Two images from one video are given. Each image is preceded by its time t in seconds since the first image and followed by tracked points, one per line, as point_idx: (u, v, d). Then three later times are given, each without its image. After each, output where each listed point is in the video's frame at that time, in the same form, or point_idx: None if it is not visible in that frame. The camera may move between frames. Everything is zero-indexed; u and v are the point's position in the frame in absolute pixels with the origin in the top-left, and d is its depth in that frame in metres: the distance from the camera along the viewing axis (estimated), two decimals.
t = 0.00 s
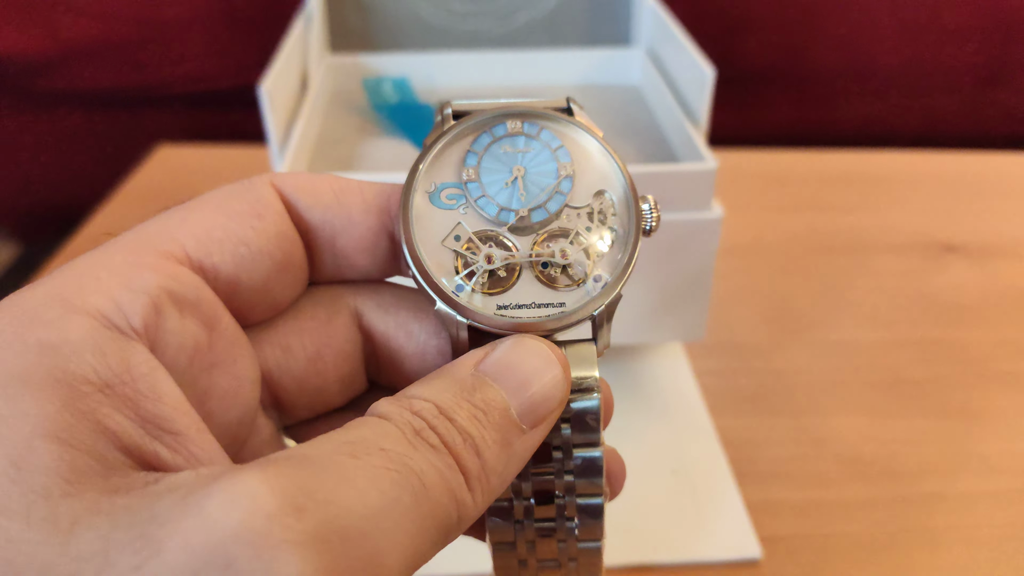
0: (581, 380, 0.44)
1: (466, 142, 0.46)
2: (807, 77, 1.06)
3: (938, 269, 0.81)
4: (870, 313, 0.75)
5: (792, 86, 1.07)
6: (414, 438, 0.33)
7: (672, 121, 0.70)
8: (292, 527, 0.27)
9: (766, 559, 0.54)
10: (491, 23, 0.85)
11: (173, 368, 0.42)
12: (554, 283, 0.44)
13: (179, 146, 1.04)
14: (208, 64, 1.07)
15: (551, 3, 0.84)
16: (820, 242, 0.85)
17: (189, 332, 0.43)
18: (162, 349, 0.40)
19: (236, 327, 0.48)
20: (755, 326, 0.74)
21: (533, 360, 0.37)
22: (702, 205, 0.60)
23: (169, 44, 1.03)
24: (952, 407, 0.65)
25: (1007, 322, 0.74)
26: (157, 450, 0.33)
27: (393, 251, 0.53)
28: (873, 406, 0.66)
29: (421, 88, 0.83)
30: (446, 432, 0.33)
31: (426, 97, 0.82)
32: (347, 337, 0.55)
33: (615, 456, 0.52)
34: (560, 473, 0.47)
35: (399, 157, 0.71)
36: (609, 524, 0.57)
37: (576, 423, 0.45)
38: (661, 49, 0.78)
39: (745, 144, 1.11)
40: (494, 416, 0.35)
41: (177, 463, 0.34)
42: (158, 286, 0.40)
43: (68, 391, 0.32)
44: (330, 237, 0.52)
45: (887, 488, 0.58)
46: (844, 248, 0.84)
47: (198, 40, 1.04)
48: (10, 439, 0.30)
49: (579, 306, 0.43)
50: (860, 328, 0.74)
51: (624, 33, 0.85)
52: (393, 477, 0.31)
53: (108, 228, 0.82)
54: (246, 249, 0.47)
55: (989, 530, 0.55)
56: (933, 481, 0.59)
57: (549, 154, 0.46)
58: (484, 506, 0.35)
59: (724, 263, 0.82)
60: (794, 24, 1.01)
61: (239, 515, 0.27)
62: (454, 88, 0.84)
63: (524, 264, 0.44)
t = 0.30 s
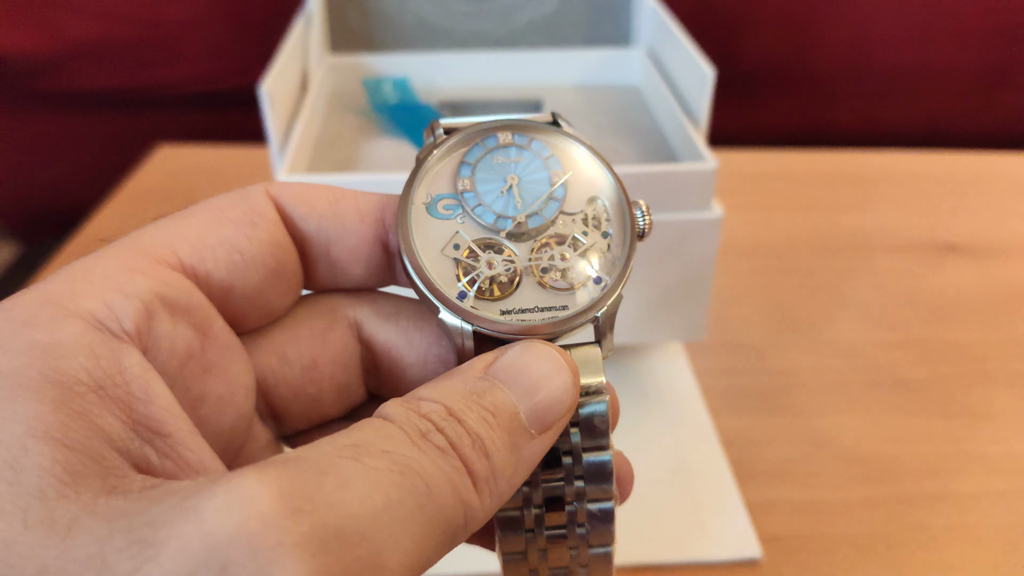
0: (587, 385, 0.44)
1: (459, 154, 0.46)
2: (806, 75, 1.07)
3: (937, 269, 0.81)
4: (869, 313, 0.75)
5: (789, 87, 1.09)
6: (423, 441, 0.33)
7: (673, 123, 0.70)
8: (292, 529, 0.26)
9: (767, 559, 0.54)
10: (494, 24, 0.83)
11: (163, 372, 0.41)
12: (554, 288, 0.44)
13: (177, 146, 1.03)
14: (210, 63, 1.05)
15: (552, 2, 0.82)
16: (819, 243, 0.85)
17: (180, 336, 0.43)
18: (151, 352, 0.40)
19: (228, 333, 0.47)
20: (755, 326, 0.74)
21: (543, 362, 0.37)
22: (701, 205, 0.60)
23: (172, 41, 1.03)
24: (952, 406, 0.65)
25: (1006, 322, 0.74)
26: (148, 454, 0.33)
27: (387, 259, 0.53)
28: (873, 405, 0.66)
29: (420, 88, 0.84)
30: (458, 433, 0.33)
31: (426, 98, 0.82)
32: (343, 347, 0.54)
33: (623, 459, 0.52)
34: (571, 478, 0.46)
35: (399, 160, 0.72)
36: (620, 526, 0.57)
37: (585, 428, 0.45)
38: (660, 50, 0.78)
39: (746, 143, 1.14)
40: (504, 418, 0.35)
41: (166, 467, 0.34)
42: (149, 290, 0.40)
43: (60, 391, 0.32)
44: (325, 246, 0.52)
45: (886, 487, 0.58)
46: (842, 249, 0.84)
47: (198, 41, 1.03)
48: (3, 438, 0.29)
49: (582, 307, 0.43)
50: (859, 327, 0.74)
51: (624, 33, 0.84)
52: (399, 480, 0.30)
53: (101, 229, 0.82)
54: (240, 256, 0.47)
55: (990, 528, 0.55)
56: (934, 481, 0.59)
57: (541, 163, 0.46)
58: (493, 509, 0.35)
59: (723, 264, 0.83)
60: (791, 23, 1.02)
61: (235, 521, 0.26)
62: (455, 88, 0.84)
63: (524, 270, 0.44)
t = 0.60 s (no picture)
0: (602, 388, 0.44)
1: (475, 158, 0.46)
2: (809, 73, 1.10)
3: (935, 270, 0.81)
4: (869, 314, 0.75)
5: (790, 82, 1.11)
6: (429, 445, 0.33)
7: (673, 123, 0.70)
8: (288, 533, 0.26)
9: (767, 559, 0.53)
10: (492, 23, 0.84)
11: (165, 374, 0.41)
12: (569, 289, 0.44)
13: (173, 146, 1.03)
14: (211, 63, 1.06)
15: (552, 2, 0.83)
16: (819, 244, 0.85)
17: (184, 339, 0.42)
18: (153, 354, 0.40)
19: (234, 334, 0.47)
20: (755, 327, 0.75)
21: (555, 367, 0.37)
22: (702, 205, 0.60)
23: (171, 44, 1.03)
24: (952, 405, 0.65)
25: (1005, 322, 0.74)
26: (145, 456, 0.33)
27: (403, 266, 0.54)
28: (873, 404, 0.65)
29: (421, 88, 0.84)
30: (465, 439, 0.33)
31: (425, 97, 0.82)
32: (353, 353, 0.54)
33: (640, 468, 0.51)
34: (586, 485, 0.46)
35: (400, 159, 0.72)
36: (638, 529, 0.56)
37: (600, 433, 0.45)
38: (661, 50, 0.78)
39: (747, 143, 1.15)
40: (512, 423, 0.35)
41: (162, 469, 0.33)
42: (153, 291, 0.40)
43: (59, 391, 0.32)
44: (340, 252, 0.52)
45: (886, 487, 0.58)
46: (842, 249, 0.84)
47: (199, 39, 1.03)
48: None
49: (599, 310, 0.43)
50: (859, 327, 0.74)
51: (624, 34, 0.85)
52: (403, 485, 0.30)
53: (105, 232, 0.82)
54: (248, 261, 0.47)
55: (989, 528, 0.55)
56: (933, 480, 0.58)
57: (557, 167, 0.47)
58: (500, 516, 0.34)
59: (723, 264, 0.83)
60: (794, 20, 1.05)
61: (237, 521, 0.26)
62: (455, 87, 0.84)
63: (539, 272, 0.44)
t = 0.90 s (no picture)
0: (603, 390, 0.43)
1: (481, 162, 0.47)
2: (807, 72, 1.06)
3: (933, 269, 0.80)
4: (867, 314, 0.73)
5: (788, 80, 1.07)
6: (421, 439, 0.32)
7: (673, 123, 0.70)
8: (270, 513, 0.26)
9: (766, 559, 0.52)
10: (493, 23, 0.84)
11: (159, 372, 0.40)
12: (571, 289, 0.43)
13: (173, 145, 1.03)
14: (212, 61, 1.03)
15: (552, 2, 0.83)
16: (817, 243, 0.84)
17: (178, 337, 0.42)
18: (147, 350, 0.39)
19: (231, 335, 0.46)
20: (753, 328, 0.73)
21: (553, 363, 0.36)
22: (701, 205, 0.60)
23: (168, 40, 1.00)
24: (951, 405, 0.63)
25: (1005, 321, 0.72)
26: (134, 451, 0.33)
27: (410, 268, 0.53)
28: (872, 404, 0.64)
29: (421, 87, 0.83)
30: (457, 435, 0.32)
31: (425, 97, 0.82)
32: (353, 359, 0.53)
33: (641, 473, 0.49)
34: (585, 490, 0.45)
35: (401, 160, 0.72)
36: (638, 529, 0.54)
37: (601, 436, 0.44)
38: (660, 50, 0.78)
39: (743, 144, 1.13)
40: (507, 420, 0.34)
41: (153, 463, 0.33)
42: (148, 290, 0.39)
43: (50, 385, 0.32)
44: (346, 257, 0.52)
45: (885, 486, 0.56)
46: (839, 249, 0.83)
47: (199, 37, 1.00)
48: None
49: (603, 308, 0.42)
50: (858, 327, 0.72)
51: (624, 33, 0.85)
52: (394, 476, 0.30)
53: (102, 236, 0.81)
54: (248, 263, 0.47)
55: (990, 528, 0.53)
56: (933, 480, 0.57)
57: (562, 172, 0.47)
58: (492, 511, 0.34)
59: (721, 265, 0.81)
60: (790, 19, 1.01)
61: (219, 505, 0.26)
62: (454, 86, 0.84)
63: (542, 272, 0.43)
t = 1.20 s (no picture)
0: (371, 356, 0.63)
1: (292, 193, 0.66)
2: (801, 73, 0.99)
3: (934, 270, 0.75)
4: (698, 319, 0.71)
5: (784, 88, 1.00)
6: (410, 430, 0.30)
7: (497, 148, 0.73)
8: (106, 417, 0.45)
9: (767, 560, 0.50)
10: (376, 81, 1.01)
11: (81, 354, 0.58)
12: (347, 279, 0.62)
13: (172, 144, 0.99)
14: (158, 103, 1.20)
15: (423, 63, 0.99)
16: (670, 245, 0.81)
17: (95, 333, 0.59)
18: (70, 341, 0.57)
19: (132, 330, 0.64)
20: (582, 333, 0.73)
21: (413, 329, 0.49)
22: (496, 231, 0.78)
23: (159, 44, 0.94)
24: (953, 405, 0.61)
25: (1009, 323, 0.68)
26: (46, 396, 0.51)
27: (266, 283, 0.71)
28: (874, 406, 0.61)
29: (421, 89, 0.80)
30: (292, 376, 0.48)
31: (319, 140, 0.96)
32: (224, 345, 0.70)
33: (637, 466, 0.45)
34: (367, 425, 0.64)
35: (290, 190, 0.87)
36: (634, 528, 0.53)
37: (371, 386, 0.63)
38: (661, 49, 0.74)
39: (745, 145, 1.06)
40: (391, 365, 0.49)
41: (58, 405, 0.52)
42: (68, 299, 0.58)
43: None
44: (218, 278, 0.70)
45: (888, 487, 0.55)
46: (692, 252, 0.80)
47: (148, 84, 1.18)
48: None
49: (586, 306, 0.38)
50: (860, 326, 0.69)
51: (624, 32, 0.81)
52: (378, 463, 0.28)
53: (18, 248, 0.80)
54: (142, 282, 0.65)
55: (989, 530, 0.51)
56: (934, 481, 0.55)
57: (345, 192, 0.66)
58: (485, 504, 0.32)
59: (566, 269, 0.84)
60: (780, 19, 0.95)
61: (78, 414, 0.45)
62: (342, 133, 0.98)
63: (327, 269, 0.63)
